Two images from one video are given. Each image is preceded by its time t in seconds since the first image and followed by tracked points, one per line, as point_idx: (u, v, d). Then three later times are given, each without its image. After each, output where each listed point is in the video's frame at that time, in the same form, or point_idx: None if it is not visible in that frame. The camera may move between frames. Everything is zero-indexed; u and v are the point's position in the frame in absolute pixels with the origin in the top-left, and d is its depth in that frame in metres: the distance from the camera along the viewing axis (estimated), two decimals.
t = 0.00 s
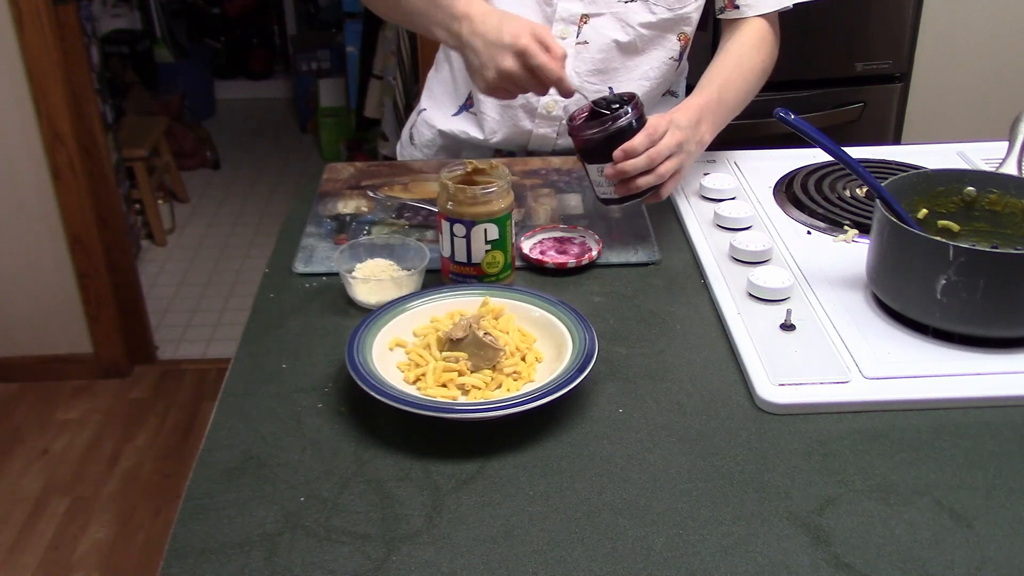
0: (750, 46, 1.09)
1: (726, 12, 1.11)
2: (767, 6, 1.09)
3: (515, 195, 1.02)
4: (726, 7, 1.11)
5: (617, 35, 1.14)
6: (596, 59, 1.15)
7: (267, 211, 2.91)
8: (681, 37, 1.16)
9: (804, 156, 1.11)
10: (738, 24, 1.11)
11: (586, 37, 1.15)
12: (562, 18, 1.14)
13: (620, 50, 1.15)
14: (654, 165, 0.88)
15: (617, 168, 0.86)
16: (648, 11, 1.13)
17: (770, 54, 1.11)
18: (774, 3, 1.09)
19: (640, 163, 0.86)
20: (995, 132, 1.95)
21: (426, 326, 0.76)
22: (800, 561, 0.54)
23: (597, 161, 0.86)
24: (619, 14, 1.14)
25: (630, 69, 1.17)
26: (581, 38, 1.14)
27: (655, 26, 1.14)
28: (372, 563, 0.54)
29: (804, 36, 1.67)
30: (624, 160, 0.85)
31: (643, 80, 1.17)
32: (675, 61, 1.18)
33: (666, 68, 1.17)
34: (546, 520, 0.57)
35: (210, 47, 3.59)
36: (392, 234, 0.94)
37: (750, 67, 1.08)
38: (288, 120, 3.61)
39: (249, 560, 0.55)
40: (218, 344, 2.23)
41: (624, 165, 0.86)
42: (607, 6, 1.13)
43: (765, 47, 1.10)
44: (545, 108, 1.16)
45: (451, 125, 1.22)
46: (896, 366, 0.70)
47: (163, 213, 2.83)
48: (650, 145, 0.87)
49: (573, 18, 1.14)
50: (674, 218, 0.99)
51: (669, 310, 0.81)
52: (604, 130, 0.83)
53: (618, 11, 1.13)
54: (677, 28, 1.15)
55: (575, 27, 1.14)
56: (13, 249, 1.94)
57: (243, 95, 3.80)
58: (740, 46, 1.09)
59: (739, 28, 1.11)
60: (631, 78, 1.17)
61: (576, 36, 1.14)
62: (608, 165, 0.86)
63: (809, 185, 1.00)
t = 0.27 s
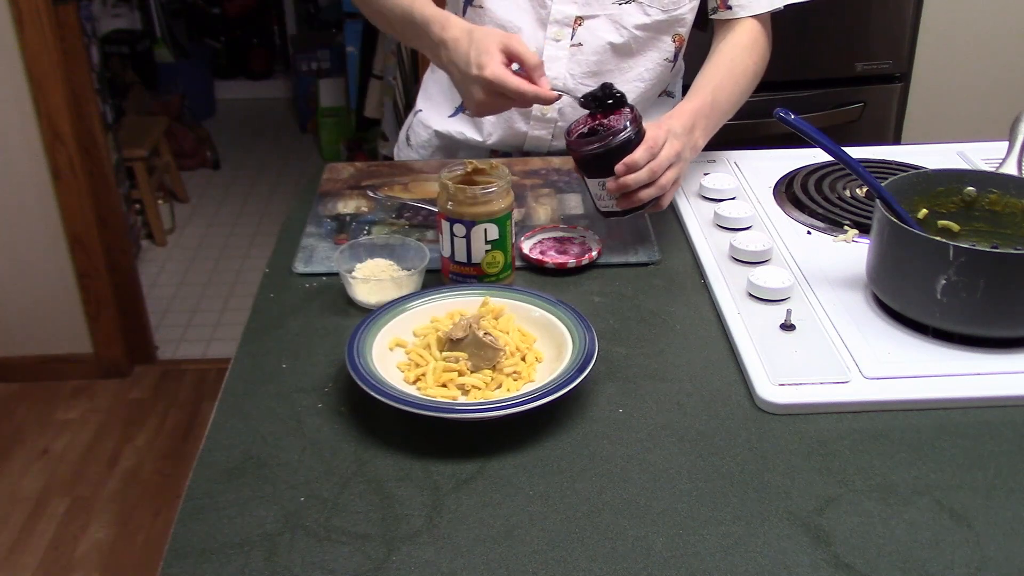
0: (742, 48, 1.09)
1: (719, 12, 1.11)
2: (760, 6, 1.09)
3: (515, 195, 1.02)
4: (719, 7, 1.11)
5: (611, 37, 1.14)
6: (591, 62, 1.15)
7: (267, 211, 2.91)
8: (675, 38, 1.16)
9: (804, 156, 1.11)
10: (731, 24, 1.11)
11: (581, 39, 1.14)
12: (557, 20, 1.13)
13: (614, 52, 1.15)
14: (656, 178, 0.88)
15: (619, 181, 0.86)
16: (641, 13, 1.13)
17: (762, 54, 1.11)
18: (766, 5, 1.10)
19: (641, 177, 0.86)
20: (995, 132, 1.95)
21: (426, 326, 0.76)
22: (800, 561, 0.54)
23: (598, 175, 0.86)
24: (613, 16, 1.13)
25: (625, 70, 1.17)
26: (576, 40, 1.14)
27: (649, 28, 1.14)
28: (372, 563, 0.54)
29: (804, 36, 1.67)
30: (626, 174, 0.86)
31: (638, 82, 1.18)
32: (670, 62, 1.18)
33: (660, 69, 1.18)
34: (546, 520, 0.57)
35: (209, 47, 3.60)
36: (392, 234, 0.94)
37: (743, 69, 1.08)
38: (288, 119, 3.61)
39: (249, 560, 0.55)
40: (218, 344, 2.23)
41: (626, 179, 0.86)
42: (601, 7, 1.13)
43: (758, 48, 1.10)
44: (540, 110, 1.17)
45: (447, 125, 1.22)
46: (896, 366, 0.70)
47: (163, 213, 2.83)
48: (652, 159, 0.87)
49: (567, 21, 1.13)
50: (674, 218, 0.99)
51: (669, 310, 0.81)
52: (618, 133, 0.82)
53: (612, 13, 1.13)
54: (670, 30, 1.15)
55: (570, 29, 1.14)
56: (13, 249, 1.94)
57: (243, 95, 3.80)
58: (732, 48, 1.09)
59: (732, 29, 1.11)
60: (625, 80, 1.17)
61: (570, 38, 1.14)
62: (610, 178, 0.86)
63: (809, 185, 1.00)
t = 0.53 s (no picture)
0: (734, 47, 1.09)
1: (710, 12, 1.11)
2: (750, 6, 1.09)
3: (515, 195, 1.02)
4: (709, 6, 1.11)
5: (606, 37, 1.14)
6: (586, 62, 1.15)
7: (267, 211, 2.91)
8: (672, 38, 1.16)
9: (804, 156, 1.11)
10: (722, 23, 1.11)
11: (576, 38, 1.14)
12: (552, 19, 1.13)
13: (610, 52, 1.15)
14: (653, 175, 0.88)
15: (616, 177, 0.86)
16: (637, 13, 1.13)
17: (755, 54, 1.11)
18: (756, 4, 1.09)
19: (639, 173, 0.86)
20: (995, 132, 1.95)
21: (426, 326, 0.76)
22: (800, 561, 0.54)
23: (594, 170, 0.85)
24: (609, 16, 1.13)
25: (621, 71, 1.17)
26: (571, 40, 1.14)
27: (645, 28, 1.14)
28: (372, 563, 0.54)
29: (804, 36, 1.67)
30: (625, 170, 0.85)
31: (634, 82, 1.18)
32: (665, 63, 1.18)
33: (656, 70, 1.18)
34: (546, 520, 0.57)
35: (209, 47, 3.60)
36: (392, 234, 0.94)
37: (736, 68, 1.08)
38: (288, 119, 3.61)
39: (248, 560, 0.55)
40: (218, 344, 2.23)
41: (624, 175, 0.85)
42: (597, 7, 1.13)
43: (750, 48, 1.10)
44: (534, 110, 1.17)
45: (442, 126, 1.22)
46: (896, 366, 0.70)
47: (163, 213, 2.83)
48: (649, 155, 0.87)
49: (562, 20, 1.13)
50: (674, 218, 0.99)
51: (670, 311, 0.81)
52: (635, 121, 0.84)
53: (608, 12, 1.13)
54: (667, 30, 1.15)
55: (564, 28, 1.14)
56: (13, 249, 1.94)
57: (243, 95, 3.80)
58: (723, 47, 1.09)
59: (722, 28, 1.11)
60: (621, 80, 1.17)
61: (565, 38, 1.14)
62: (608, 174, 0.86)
63: (809, 185, 1.00)
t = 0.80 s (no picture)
0: (731, 48, 1.09)
1: (705, 12, 1.11)
2: (747, 8, 1.09)
3: (515, 195, 1.02)
4: (704, 7, 1.11)
5: (601, 41, 1.13)
6: (581, 66, 1.15)
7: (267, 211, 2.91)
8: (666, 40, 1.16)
9: (804, 156, 1.11)
10: (717, 24, 1.11)
11: (571, 42, 1.13)
12: (547, 22, 1.12)
13: (605, 56, 1.14)
14: (665, 179, 0.88)
15: (628, 180, 0.85)
16: (631, 17, 1.13)
17: (751, 55, 1.11)
18: (754, 6, 1.10)
19: (652, 176, 0.85)
20: (995, 132, 1.95)
21: (426, 326, 0.76)
22: (800, 561, 0.54)
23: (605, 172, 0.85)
24: (604, 20, 1.12)
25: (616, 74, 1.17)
26: (566, 43, 1.13)
27: (639, 31, 1.14)
28: (372, 563, 0.54)
29: (804, 37, 1.67)
30: (637, 172, 0.85)
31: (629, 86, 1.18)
32: (659, 65, 1.18)
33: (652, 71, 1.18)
34: (546, 520, 0.57)
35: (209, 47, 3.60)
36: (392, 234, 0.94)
37: (734, 70, 1.08)
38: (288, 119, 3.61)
39: (248, 560, 0.55)
40: (218, 344, 2.23)
41: (636, 178, 0.85)
42: (592, 10, 1.12)
43: (747, 50, 1.10)
44: (530, 112, 1.17)
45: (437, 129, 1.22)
46: (896, 367, 0.70)
47: (163, 213, 2.83)
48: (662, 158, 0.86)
49: (557, 24, 1.12)
50: (674, 218, 0.99)
51: (670, 311, 0.81)
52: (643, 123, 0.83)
53: (603, 16, 1.12)
54: (661, 32, 1.15)
55: (560, 31, 1.12)
56: (13, 249, 1.94)
57: (243, 95, 3.80)
58: (720, 49, 1.08)
59: (718, 30, 1.11)
60: (617, 83, 1.17)
61: (560, 41, 1.13)
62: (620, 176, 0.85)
63: (809, 185, 1.00)
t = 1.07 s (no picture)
0: (727, 60, 1.06)
1: (699, 22, 1.09)
2: (742, 17, 1.07)
3: (515, 195, 1.02)
4: (698, 16, 1.09)
5: (601, 60, 1.11)
6: (581, 86, 1.13)
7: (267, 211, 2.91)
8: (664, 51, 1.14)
9: (804, 156, 1.11)
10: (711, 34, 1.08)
11: (571, 64, 1.11)
12: (548, 48, 1.08)
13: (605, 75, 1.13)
14: (669, 214, 0.87)
15: (632, 217, 0.84)
16: (630, 35, 1.10)
17: (744, 63, 1.08)
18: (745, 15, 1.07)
19: (656, 213, 0.85)
20: (995, 132, 1.95)
21: (426, 326, 0.76)
22: (800, 561, 0.54)
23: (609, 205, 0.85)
24: (604, 40, 1.09)
25: (614, 89, 1.16)
26: (567, 66, 1.10)
27: (638, 48, 1.11)
28: (372, 563, 0.54)
29: (804, 37, 1.67)
30: (641, 209, 0.84)
31: (628, 97, 1.17)
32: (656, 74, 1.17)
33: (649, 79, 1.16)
34: (545, 520, 0.57)
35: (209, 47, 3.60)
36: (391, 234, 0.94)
37: (730, 83, 1.06)
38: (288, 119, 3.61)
39: (248, 560, 0.55)
40: (218, 344, 2.23)
41: (641, 214, 0.84)
42: (592, 31, 1.08)
43: (741, 59, 1.07)
44: (530, 131, 1.16)
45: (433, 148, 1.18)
46: (895, 366, 0.70)
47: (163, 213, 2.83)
48: (667, 192, 0.85)
49: (557, 48, 1.08)
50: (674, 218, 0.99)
51: (670, 311, 0.81)
52: (651, 158, 0.82)
53: (603, 36, 1.09)
54: (659, 46, 1.13)
55: (560, 55, 1.09)
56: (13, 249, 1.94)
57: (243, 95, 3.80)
58: (716, 62, 1.06)
59: (713, 40, 1.08)
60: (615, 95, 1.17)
61: (561, 65, 1.10)
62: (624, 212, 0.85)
63: (809, 185, 1.00)
